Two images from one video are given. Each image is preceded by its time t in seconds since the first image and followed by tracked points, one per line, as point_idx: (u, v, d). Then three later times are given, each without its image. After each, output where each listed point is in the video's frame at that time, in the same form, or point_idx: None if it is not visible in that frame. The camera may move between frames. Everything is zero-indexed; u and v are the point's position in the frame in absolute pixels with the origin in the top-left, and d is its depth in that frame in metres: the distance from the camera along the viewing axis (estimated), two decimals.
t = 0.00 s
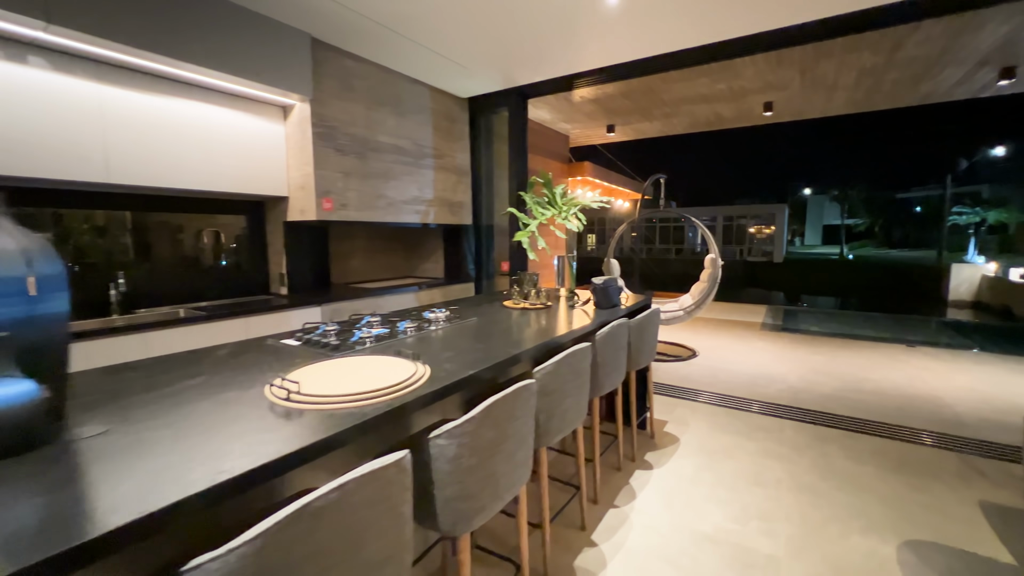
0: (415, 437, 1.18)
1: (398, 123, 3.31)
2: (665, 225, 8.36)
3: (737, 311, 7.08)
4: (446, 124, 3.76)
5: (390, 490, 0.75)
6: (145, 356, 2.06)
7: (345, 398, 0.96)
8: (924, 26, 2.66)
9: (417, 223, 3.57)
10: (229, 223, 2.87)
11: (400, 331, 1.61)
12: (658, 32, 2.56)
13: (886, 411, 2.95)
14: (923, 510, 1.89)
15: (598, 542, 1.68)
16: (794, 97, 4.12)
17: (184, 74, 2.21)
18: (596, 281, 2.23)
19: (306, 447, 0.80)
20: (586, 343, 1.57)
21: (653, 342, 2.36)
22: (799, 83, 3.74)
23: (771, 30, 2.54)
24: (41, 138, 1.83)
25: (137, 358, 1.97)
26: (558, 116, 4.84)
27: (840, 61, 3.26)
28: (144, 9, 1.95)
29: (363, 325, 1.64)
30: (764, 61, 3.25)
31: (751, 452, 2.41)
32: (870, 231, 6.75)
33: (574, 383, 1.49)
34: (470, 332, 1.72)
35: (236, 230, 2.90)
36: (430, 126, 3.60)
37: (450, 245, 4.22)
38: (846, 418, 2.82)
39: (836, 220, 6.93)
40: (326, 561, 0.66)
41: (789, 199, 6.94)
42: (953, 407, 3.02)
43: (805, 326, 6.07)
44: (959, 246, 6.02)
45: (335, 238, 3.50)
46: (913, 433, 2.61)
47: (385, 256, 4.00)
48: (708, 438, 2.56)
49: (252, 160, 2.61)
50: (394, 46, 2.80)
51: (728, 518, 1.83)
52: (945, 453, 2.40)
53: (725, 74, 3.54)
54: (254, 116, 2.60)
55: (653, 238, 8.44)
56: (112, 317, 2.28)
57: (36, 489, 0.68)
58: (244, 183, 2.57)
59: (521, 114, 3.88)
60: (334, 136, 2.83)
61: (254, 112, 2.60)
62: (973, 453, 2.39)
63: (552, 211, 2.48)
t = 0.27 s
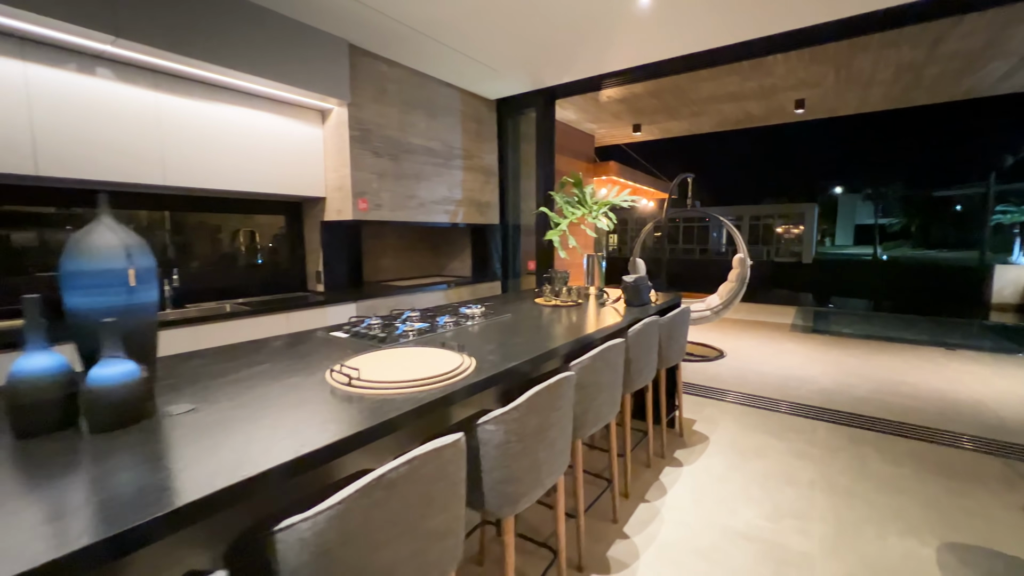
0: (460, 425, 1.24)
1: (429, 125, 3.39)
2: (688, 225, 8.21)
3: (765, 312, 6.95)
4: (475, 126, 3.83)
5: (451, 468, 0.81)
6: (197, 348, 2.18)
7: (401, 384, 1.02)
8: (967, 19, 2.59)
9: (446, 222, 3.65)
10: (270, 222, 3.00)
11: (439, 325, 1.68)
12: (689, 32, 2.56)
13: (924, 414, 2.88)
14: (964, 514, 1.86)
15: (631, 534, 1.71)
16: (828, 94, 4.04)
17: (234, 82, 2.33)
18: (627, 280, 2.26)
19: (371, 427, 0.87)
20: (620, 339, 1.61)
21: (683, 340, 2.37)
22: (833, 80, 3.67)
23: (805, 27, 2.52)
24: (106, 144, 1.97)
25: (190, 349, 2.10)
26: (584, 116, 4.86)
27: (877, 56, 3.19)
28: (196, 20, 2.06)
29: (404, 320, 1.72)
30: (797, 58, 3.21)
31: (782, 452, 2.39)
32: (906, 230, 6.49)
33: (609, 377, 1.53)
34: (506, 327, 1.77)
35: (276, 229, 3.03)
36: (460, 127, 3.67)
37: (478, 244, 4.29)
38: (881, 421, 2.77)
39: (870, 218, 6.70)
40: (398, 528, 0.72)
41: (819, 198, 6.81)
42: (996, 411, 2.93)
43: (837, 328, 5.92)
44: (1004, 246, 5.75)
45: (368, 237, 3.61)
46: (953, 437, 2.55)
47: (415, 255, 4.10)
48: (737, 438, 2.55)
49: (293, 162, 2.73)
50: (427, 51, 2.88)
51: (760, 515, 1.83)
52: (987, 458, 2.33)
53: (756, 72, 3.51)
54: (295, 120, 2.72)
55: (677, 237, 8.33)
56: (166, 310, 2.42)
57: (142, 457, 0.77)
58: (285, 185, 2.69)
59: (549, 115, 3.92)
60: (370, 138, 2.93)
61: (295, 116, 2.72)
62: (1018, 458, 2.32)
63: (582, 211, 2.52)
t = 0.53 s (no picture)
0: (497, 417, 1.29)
1: (457, 126, 3.45)
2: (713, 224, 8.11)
3: (793, 313, 6.81)
4: (501, 126, 3.88)
5: (497, 454, 0.85)
6: (238, 341, 2.29)
7: (445, 376, 1.07)
8: (1013, 10, 2.50)
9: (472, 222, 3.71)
10: (303, 221, 3.11)
11: (473, 321, 1.73)
12: (719, 31, 2.55)
13: (963, 419, 2.80)
14: (1006, 520, 1.81)
15: (660, 530, 1.73)
16: (861, 89, 3.94)
17: (273, 87, 2.43)
18: (655, 278, 2.27)
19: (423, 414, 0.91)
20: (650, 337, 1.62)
21: (711, 340, 2.36)
22: (867, 75, 3.58)
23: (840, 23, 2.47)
24: (157, 148, 2.09)
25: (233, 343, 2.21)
26: (609, 115, 4.86)
27: (915, 50, 3.10)
28: (237, 29, 2.14)
29: (439, 316, 1.78)
30: (830, 53, 3.15)
31: (813, 453, 2.37)
32: (943, 230, 6.18)
33: (639, 375, 1.54)
34: (536, 324, 1.81)
35: (310, 228, 3.15)
36: (486, 128, 3.73)
37: (503, 243, 4.34)
38: (917, 424, 2.71)
39: (904, 217, 6.47)
40: (450, 508, 0.77)
41: (849, 196, 6.61)
42: None
43: (869, 330, 5.76)
44: None
45: (396, 236, 3.71)
46: (995, 442, 2.47)
47: (441, 253, 4.17)
48: (766, 439, 2.53)
49: (327, 164, 2.82)
50: (456, 54, 2.93)
51: (791, 515, 1.83)
52: None
53: (786, 68, 3.46)
54: (329, 123, 2.81)
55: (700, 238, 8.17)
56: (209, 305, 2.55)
57: (213, 438, 0.83)
58: (320, 186, 2.79)
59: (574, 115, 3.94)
60: (400, 139, 3.01)
61: (329, 119, 2.81)
62: None
63: (610, 210, 2.54)
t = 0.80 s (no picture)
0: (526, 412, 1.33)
1: (483, 128, 3.51)
2: (740, 224, 7.91)
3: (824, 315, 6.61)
4: (526, 128, 3.92)
5: (529, 445, 0.89)
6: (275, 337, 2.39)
7: (478, 371, 1.11)
8: None
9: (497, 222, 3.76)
10: (334, 222, 3.22)
11: (501, 319, 1.78)
12: (750, 30, 2.52)
13: (1006, 426, 2.69)
14: None
15: (685, 529, 1.74)
16: (899, 84, 3.82)
17: (308, 93, 2.52)
18: (681, 279, 2.27)
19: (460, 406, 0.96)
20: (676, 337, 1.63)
21: (738, 341, 2.35)
22: (905, 70, 3.47)
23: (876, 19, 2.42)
24: (203, 153, 2.21)
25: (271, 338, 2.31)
26: (634, 115, 4.84)
27: (957, 43, 2.99)
28: (276, 38, 2.23)
29: (468, 314, 1.83)
30: (866, 48, 3.07)
31: (845, 457, 2.32)
32: (990, 229, 5.71)
33: (666, 375, 1.56)
34: (563, 323, 1.85)
35: (341, 229, 3.26)
36: (512, 129, 3.77)
37: (527, 243, 4.38)
38: (956, 431, 2.62)
39: (946, 216, 6.04)
40: (486, 494, 0.81)
41: (886, 194, 6.31)
42: None
43: (906, 333, 5.55)
44: None
45: (423, 236, 3.79)
46: None
47: (466, 253, 4.23)
48: (796, 442, 2.50)
49: (358, 166, 2.92)
50: (483, 57, 2.99)
51: (821, 519, 1.81)
52: None
53: (819, 65, 3.38)
54: (360, 127, 2.90)
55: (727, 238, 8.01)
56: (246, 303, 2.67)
57: (265, 424, 0.89)
58: (351, 188, 2.89)
59: (599, 115, 3.94)
60: (429, 142, 3.09)
61: (360, 123, 2.91)
62: None
63: (635, 210, 2.54)
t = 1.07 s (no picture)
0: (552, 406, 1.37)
1: (512, 130, 3.56)
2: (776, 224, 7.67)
3: (864, 318, 6.35)
4: (554, 128, 3.95)
5: (554, 434, 0.94)
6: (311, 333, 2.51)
7: (505, 365, 1.16)
8: None
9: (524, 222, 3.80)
10: (367, 223, 3.34)
11: (528, 317, 1.83)
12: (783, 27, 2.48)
13: None
14: None
15: (710, 528, 1.74)
16: (946, 77, 3.64)
17: (345, 99, 2.64)
18: (709, 279, 2.25)
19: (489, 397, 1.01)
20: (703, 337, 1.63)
21: (768, 342, 2.31)
22: (953, 61, 3.31)
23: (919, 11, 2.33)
24: (247, 158, 2.34)
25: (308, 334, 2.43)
26: (664, 114, 4.79)
27: (1011, 32, 2.84)
28: (315, 47, 2.34)
29: (496, 311, 1.89)
30: (909, 41, 2.95)
31: (881, 464, 2.25)
32: None
33: (691, 374, 1.56)
34: (589, 321, 1.88)
35: (374, 229, 3.38)
36: (540, 130, 3.81)
37: (554, 243, 4.40)
38: (1006, 440, 2.49)
39: (1005, 215, 5.47)
40: (514, 479, 0.86)
41: (937, 192, 5.89)
42: None
43: (954, 338, 5.27)
44: None
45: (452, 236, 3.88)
46: None
47: (494, 253, 4.30)
48: (829, 447, 2.44)
49: (391, 169, 3.02)
50: (512, 60, 3.04)
51: (853, 524, 1.77)
52: None
53: (859, 59, 3.27)
54: (393, 130, 3.01)
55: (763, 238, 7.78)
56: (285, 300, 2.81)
57: (310, 409, 0.97)
58: (384, 189, 2.99)
59: (628, 115, 3.93)
60: (458, 144, 3.16)
61: (393, 127, 3.01)
62: None
63: (663, 210, 2.53)
